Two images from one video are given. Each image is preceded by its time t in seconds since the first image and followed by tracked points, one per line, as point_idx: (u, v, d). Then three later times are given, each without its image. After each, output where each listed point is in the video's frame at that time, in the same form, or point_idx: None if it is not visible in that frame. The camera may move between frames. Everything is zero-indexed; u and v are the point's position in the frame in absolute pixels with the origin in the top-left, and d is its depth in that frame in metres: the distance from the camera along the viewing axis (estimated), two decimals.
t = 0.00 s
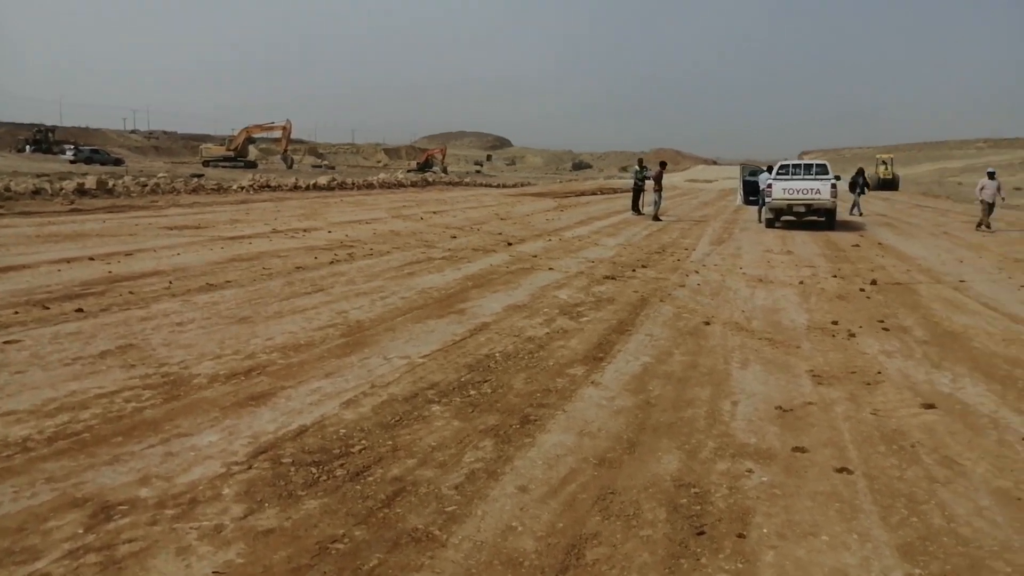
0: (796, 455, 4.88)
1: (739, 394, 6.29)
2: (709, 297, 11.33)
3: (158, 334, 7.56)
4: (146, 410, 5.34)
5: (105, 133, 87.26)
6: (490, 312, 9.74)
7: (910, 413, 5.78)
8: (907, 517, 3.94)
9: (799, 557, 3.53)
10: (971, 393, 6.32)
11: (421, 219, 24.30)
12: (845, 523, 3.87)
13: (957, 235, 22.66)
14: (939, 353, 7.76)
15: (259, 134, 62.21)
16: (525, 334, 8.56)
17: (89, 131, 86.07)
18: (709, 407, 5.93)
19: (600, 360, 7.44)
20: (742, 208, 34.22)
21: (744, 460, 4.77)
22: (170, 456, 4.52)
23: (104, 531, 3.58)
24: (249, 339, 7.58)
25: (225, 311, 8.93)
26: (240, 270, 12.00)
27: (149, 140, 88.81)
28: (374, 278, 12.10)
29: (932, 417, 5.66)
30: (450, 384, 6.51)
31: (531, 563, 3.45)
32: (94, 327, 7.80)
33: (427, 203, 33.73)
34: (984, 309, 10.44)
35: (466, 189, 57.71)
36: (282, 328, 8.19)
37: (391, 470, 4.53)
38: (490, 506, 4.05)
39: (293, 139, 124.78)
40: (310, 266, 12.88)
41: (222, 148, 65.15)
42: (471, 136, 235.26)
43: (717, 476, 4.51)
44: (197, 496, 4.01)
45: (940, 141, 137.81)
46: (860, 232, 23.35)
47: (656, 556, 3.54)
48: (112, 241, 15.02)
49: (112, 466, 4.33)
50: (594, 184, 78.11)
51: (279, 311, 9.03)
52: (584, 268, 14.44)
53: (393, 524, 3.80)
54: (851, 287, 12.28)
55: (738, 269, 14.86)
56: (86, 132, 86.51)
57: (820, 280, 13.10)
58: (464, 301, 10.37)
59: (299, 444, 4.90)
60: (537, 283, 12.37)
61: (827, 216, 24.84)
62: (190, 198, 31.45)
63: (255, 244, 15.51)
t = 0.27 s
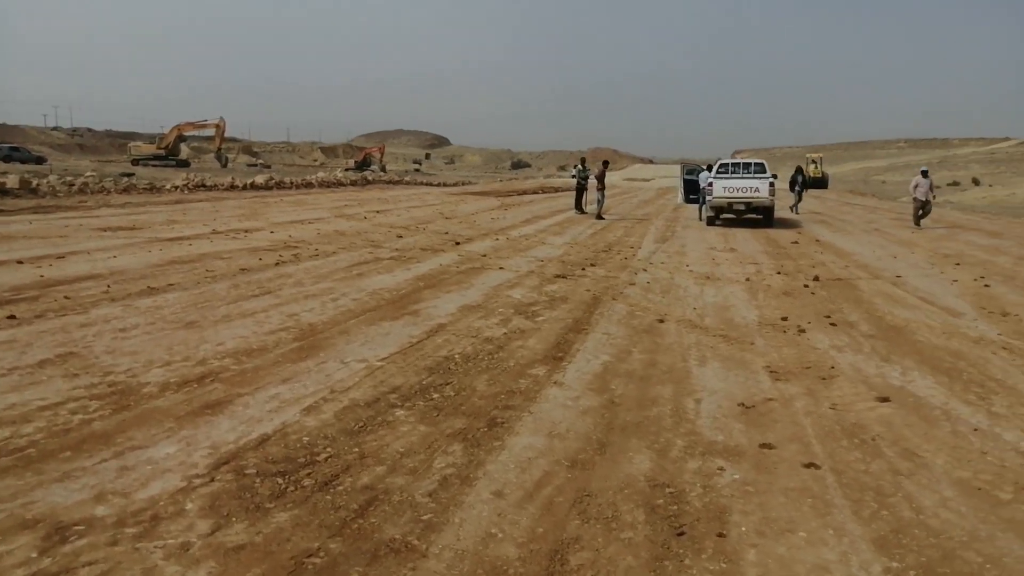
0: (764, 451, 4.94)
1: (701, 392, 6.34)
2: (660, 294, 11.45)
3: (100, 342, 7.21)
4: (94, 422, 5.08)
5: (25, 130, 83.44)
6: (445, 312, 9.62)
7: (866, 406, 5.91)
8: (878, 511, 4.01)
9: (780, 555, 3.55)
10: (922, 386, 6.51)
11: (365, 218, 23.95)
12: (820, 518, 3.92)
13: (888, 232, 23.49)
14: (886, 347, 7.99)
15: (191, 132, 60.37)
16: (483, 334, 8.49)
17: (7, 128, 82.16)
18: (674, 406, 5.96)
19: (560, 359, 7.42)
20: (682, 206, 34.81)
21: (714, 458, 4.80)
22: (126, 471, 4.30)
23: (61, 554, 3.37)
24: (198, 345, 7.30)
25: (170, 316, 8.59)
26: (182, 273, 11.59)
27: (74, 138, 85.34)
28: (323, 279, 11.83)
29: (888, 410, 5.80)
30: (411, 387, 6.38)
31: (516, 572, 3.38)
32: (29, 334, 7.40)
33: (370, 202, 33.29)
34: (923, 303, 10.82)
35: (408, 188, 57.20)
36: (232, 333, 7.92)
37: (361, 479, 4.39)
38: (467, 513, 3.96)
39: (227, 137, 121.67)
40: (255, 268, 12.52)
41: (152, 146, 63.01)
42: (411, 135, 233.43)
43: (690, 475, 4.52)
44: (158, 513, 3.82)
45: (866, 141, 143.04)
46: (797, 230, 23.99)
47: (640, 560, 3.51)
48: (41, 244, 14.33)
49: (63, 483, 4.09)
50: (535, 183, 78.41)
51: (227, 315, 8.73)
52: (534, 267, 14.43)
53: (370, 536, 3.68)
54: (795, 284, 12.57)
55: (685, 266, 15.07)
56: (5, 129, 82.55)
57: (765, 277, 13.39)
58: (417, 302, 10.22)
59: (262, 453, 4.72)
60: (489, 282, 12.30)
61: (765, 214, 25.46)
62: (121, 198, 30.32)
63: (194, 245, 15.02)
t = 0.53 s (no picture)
0: (754, 451, 4.96)
1: (685, 392, 6.36)
2: (632, 294, 11.49)
3: (66, 349, 6.97)
4: (68, 433, 4.88)
5: None
6: (419, 314, 9.52)
7: (848, 404, 5.99)
8: (874, 508, 4.06)
9: (782, 555, 3.56)
10: (899, 382, 6.62)
11: (329, 219, 23.65)
12: (818, 517, 3.95)
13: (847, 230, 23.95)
14: (859, 344, 8.12)
15: (143, 131, 58.98)
16: (460, 336, 8.41)
17: None
18: (659, 406, 5.96)
19: (541, 360, 7.38)
20: (645, 205, 35.10)
21: (705, 458, 4.80)
22: (106, 484, 4.13)
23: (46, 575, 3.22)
24: (170, 351, 7.10)
25: (138, 321, 8.35)
26: (145, 276, 11.28)
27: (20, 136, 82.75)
28: (292, 281, 11.63)
29: (870, 407, 5.89)
30: (394, 391, 6.28)
31: None
32: None
33: (331, 202, 32.88)
34: (888, 300, 11.05)
35: (369, 188, 56.69)
36: (204, 338, 7.71)
37: (353, 487, 4.29)
38: (466, 520, 3.89)
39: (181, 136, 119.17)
40: (221, 271, 12.24)
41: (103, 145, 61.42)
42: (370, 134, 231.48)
43: (684, 477, 4.52)
44: (146, 527, 3.67)
45: (820, 141, 146.06)
46: (759, 228, 24.36)
47: (645, 564, 3.49)
48: None
49: (42, 498, 3.92)
50: (497, 182, 78.47)
51: (197, 320, 8.51)
52: (505, 267, 14.38)
53: (369, 546, 3.59)
54: (764, 283, 12.73)
55: (654, 265, 15.16)
56: None
57: (733, 276, 13.53)
58: (390, 304, 10.09)
59: (247, 462, 4.59)
60: (461, 283, 12.22)
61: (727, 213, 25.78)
62: (74, 199, 29.48)
63: (155, 248, 14.64)
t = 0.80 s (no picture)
0: (775, 450, 4.91)
1: (698, 391, 6.30)
2: (633, 292, 11.44)
3: (66, 350, 6.83)
4: (76, 436, 4.76)
5: None
6: (422, 313, 9.43)
7: (863, 402, 5.96)
8: (904, 508, 4.02)
9: (817, 556, 3.51)
10: (911, 380, 6.60)
11: (321, 218, 23.47)
12: (849, 517, 3.90)
13: (839, 228, 24.06)
14: (866, 342, 8.11)
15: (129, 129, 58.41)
16: (465, 335, 8.32)
17: None
18: (674, 405, 5.90)
19: (550, 360, 7.31)
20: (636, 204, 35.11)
21: (727, 458, 4.75)
22: (120, 489, 4.02)
23: None
24: (172, 352, 6.97)
25: (137, 321, 8.21)
26: (140, 276, 11.11)
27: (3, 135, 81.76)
28: (289, 280, 11.50)
29: (885, 405, 5.86)
30: (404, 391, 6.19)
31: None
32: None
33: (322, 201, 32.66)
34: (889, 298, 11.06)
35: (357, 187, 56.44)
36: (206, 338, 7.59)
37: (374, 489, 4.20)
38: (493, 522, 3.81)
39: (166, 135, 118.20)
40: (217, 270, 12.09)
41: (87, 143, 60.75)
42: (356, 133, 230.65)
43: (708, 477, 4.46)
44: (166, 533, 3.57)
45: (806, 140, 146.93)
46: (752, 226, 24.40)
47: (680, 567, 3.43)
48: None
49: (56, 503, 3.81)
50: (486, 181, 78.35)
51: (197, 320, 8.38)
52: (503, 266, 14.29)
53: (397, 551, 3.51)
54: (763, 281, 12.73)
55: (652, 263, 15.12)
56: None
57: (732, 274, 13.52)
58: (391, 303, 9.99)
59: (263, 465, 4.49)
60: (461, 282, 12.13)
61: (720, 211, 25.81)
62: (60, 198, 29.14)
63: (148, 247, 14.45)
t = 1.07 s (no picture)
0: (807, 455, 4.82)
1: (721, 394, 6.20)
2: (643, 292, 11.34)
3: (75, 353, 6.70)
4: (92, 443, 4.65)
5: None
6: (432, 313, 9.32)
7: (889, 405, 5.87)
8: (946, 516, 3.92)
9: (865, 567, 3.42)
10: (935, 382, 6.52)
11: (322, 217, 23.32)
12: (892, 526, 3.80)
13: (842, 227, 24.05)
14: (885, 344, 8.02)
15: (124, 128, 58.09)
16: (479, 337, 8.21)
17: None
18: (699, 409, 5.80)
19: (567, 362, 7.20)
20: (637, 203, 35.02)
21: (759, 464, 4.65)
22: (142, 498, 3.91)
23: None
24: (184, 354, 6.85)
25: (145, 322, 8.08)
26: (145, 276, 10.98)
27: None
28: (296, 280, 11.37)
29: (913, 408, 5.77)
30: (422, 395, 6.08)
31: None
32: None
33: (322, 201, 32.51)
34: (901, 298, 10.98)
35: (355, 186, 56.27)
36: (216, 340, 7.46)
37: (402, 498, 4.09)
38: (528, 532, 3.71)
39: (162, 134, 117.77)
40: (222, 270, 11.95)
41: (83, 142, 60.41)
42: (353, 132, 230.17)
43: (742, 484, 4.36)
44: (193, 545, 3.46)
45: (802, 138, 147.16)
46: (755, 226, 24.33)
47: None
48: None
49: (77, 513, 3.69)
50: (484, 180, 78.21)
51: (206, 321, 8.25)
52: (509, 266, 14.18)
53: (432, 564, 3.40)
54: (773, 281, 12.64)
55: (658, 263, 15.03)
56: None
57: (741, 274, 13.43)
58: (401, 304, 9.87)
59: (286, 472, 4.38)
60: (468, 282, 12.02)
61: (722, 210, 25.74)
62: (57, 198, 28.94)
63: (150, 247, 14.30)
